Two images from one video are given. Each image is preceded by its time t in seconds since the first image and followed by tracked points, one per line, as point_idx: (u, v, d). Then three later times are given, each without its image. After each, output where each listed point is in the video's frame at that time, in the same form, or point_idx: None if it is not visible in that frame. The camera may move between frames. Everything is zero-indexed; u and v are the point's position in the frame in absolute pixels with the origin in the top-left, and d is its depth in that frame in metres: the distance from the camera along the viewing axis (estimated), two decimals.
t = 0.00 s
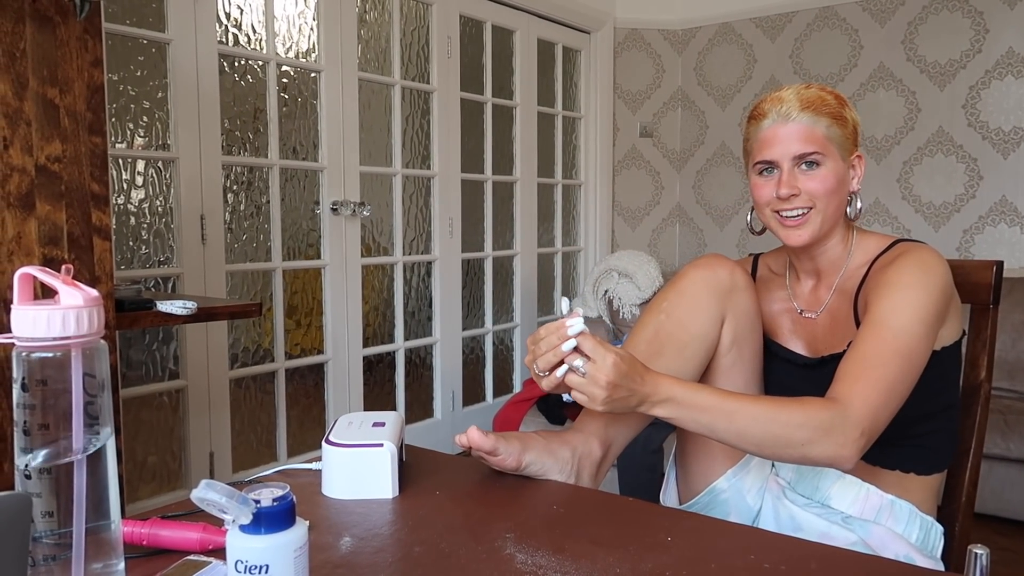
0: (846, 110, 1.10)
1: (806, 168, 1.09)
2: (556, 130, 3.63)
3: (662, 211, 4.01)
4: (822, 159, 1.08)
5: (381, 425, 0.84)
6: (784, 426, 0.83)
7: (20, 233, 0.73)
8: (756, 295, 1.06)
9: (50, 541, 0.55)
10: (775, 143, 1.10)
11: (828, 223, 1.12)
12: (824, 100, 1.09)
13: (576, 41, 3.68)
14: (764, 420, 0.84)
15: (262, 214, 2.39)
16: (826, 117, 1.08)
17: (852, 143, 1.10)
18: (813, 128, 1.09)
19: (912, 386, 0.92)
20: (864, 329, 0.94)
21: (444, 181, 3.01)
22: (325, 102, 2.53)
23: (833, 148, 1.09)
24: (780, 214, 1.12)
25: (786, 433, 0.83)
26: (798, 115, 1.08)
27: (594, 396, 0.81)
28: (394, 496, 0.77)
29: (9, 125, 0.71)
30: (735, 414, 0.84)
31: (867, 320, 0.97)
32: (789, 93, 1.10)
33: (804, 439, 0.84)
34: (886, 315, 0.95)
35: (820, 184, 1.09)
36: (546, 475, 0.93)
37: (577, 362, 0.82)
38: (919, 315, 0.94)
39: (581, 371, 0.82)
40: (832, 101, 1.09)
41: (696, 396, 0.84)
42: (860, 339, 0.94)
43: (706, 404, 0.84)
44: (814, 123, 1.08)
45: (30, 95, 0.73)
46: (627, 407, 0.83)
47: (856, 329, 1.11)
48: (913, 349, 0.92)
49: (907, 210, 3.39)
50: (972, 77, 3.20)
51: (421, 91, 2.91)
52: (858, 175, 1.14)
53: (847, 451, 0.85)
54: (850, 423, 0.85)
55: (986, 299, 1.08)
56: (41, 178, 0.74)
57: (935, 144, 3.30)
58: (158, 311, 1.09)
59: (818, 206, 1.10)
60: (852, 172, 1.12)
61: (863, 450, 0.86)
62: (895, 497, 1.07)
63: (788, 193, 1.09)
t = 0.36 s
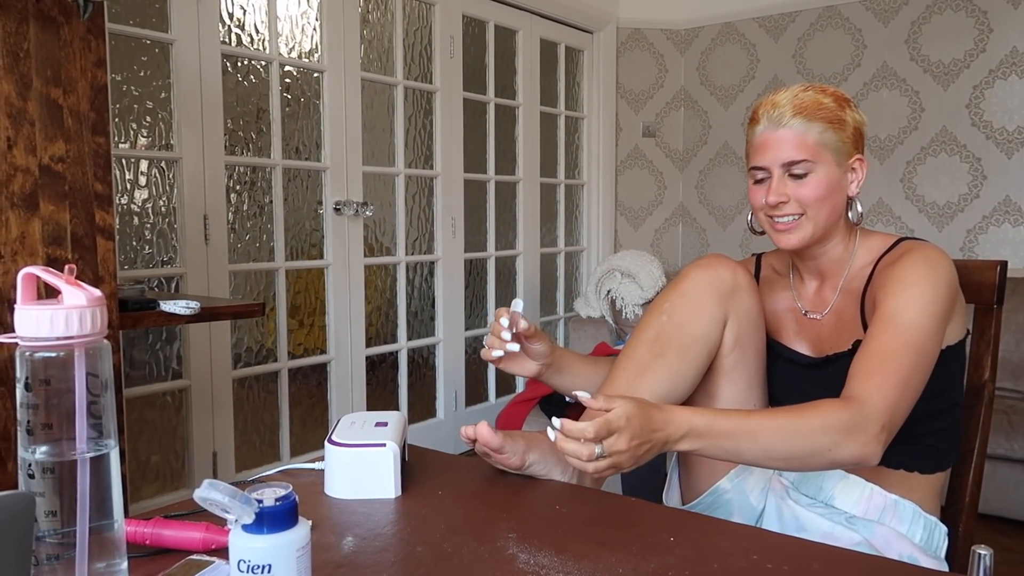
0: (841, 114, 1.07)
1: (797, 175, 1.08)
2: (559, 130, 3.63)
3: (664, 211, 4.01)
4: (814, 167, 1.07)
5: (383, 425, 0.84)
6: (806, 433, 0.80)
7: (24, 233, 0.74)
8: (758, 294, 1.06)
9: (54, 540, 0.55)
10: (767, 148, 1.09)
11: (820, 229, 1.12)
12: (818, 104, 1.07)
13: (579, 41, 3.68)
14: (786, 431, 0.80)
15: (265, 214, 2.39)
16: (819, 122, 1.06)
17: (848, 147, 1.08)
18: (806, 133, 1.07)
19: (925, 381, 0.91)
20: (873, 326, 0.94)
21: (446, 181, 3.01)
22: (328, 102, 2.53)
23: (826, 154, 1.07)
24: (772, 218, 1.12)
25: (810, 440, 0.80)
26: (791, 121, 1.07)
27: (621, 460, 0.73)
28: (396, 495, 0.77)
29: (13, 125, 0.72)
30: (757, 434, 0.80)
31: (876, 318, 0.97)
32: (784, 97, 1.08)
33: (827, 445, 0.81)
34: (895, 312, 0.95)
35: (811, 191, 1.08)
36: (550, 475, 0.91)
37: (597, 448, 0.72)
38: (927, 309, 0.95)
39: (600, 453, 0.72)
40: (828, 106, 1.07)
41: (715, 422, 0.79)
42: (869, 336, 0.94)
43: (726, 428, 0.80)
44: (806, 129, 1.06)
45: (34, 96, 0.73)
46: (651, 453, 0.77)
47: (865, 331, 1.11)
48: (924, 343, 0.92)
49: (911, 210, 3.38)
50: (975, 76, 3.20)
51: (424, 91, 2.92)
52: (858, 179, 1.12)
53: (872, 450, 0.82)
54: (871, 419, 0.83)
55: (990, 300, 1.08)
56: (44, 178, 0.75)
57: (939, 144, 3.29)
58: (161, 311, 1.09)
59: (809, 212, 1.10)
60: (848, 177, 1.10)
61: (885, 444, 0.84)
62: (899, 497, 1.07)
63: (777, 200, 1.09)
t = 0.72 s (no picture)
0: (798, 143, 1.05)
1: (761, 215, 1.08)
2: (564, 130, 3.63)
3: (669, 211, 3.99)
4: (775, 207, 1.06)
5: (388, 424, 0.84)
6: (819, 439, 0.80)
7: (30, 233, 0.74)
8: (767, 297, 1.06)
9: (59, 539, 0.55)
10: (730, 190, 1.10)
11: (796, 261, 1.11)
12: (772, 139, 1.05)
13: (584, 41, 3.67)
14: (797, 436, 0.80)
15: (270, 214, 2.39)
16: (774, 157, 1.05)
17: (812, 176, 1.06)
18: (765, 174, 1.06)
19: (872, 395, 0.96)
20: (842, 330, 0.97)
21: (452, 181, 3.01)
22: (333, 102, 2.53)
23: (787, 192, 1.06)
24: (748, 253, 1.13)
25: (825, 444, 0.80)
26: (748, 163, 1.06)
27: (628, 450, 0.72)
28: (401, 494, 0.76)
29: (19, 124, 0.72)
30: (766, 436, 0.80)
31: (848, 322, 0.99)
32: (741, 138, 1.07)
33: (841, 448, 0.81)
34: (869, 322, 0.97)
35: (777, 228, 1.08)
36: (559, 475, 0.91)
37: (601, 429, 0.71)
38: (897, 327, 0.97)
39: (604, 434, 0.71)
40: (782, 143, 1.05)
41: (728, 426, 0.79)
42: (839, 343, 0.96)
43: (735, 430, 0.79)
44: (762, 167, 1.05)
45: (40, 95, 0.73)
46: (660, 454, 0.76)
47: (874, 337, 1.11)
48: (881, 359, 0.95)
49: (916, 210, 3.37)
50: (982, 76, 3.18)
51: (429, 91, 2.91)
52: (829, 205, 1.09)
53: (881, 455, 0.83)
54: (800, 426, 0.90)
55: (995, 299, 1.07)
56: (50, 177, 0.75)
57: (945, 144, 3.28)
58: (166, 310, 1.09)
59: (779, 250, 1.09)
60: (817, 204, 1.08)
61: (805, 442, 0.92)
62: (909, 500, 1.07)
63: (745, 241, 1.10)
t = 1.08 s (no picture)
0: (808, 142, 1.05)
1: (768, 212, 1.08)
2: (564, 130, 3.63)
3: (669, 211, 3.99)
4: (783, 204, 1.07)
5: (388, 425, 0.84)
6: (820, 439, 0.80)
7: (29, 232, 0.74)
8: (767, 296, 1.06)
9: (59, 539, 0.55)
10: (737, 187, 1.10)
11: (801, 260, 1.11)
12: (782, 137, 1.05)
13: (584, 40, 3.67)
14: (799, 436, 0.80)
15: (270, 214, 2.39)
16: (784, 155, 1.05)
17: (821, 176, 1.06)
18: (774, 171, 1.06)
19: (874, 397, 0.96)
20: (844, 331, 0.97)
21: (452, 181, 3.01)
22: (333, 101, 2.53)
23: (795, 190, 1.06)
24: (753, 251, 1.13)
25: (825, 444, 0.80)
26: (757, 160, 1.06)
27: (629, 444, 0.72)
28: (401, 494, 0.76)
29: (19, 124, 0.72)
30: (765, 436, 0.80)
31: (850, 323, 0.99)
32: (752, 134, 1.07)
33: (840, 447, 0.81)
34: (870, 323, 0.97)
35: (783, 226, 1.08)
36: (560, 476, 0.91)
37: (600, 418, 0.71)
38: (898, 328, 0.97)
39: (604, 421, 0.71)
40: (793, 141, 1.05)
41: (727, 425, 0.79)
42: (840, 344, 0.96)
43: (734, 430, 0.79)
44: (771, 165, 1.05)
45: (40, 95, 0.73)
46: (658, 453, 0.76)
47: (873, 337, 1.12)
48: (882, 360, 0.95)
49: (916, 210, 3.37)
50: (982, 76, 3.18)
51: (429, 91, 2.91)
52: (837, 206, 1.09)
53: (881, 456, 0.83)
54: (800, 426, 0.90)
55: (995, 300, 1.07)
56: (50, 178, 0.75)
57: (945, 144, 3.28)
58: (166, 310, 1.09)
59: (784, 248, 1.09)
60: (825, 203, 1.08)
61: (805, 442, 0.92)
62: (909, 500, 1.07)
63: (751, 238, 1.10)
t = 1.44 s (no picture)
0: (811, 142, 1.05)
1: (771, 212, 1.08)
2: (564, 130, 3.63)
3: (670, 211, 3.99)
4: (786, 204, 1.07)
5: (388, 424, 0.84)
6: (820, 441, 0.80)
7: (29, 233, 0.74)
8: (768, 297, 1.06)
9: (59, 539, 0.55)
10: (740, 186, 1.10)
11: (804, 259, 1.12)
12: (785, 136, 1.05)
13: (584, 40, 3.68)
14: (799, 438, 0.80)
15: (270, 214, 2.39)
16: (787, 155, 1.05)
17: (823, 175, 1.06)
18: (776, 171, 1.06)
19: (874, 397, 0.96)
20: (844, 332, 0.97)
21: (452, 181, 3.01)
22: (333, 102, 2.53)
23: (798, 190, 1.06)
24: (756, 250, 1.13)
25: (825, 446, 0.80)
26: (759, 160, 1.06)
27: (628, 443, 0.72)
28: (401, 494, 0.76)
29: (19, 124, 0.72)
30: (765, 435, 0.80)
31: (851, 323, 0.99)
32: (754, 133, 1.07)
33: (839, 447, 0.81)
34: (871, 323, 0.97)
35: (786, 226, 1.08)
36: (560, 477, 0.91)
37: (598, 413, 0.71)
38: (899, 329, 0.97)
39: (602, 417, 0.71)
40: (796, 140, 1.05)
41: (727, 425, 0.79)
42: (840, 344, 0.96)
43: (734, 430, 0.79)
44: (775, 165, 1.05)
45: (40, 95, 0.73)
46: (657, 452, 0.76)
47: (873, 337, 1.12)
48: (883, 361, 0.95)
49: (916, 210, 3.37)
50: (982, 76, 3.18)
51: (429, 91, 2.91)
52: (840, 204, 1.09)
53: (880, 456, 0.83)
54: (799, 427, 0.90)
55: (995, 300, 1.07)
56: (50, 177, 0.75)
57: (945, 144, 3.28)
58: (166, 310, 1.09)
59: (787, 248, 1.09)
60: (828, 203, 1.09)
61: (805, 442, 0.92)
62: (909, 500, 1.07)
63: (754, 238, 1.10)
